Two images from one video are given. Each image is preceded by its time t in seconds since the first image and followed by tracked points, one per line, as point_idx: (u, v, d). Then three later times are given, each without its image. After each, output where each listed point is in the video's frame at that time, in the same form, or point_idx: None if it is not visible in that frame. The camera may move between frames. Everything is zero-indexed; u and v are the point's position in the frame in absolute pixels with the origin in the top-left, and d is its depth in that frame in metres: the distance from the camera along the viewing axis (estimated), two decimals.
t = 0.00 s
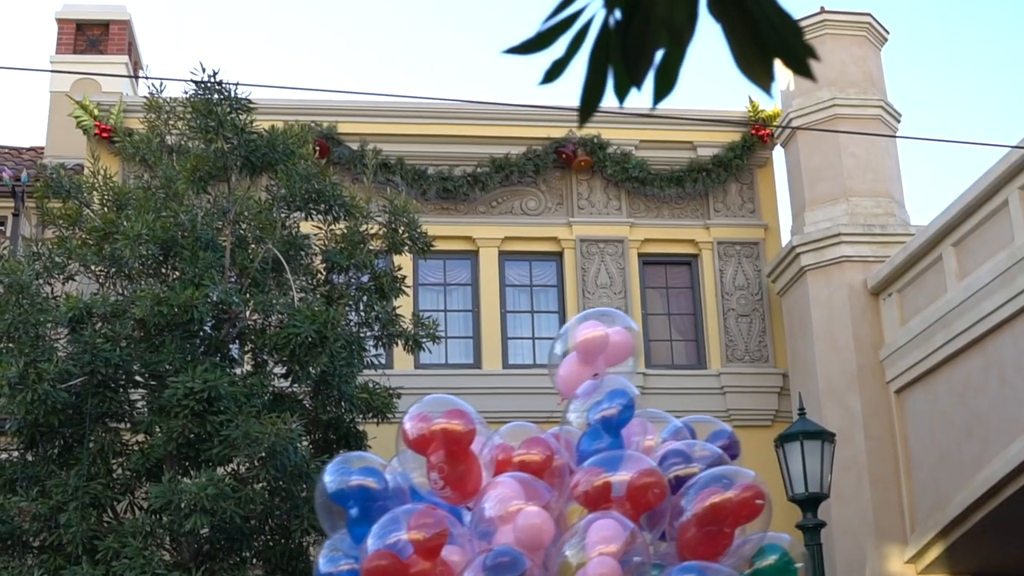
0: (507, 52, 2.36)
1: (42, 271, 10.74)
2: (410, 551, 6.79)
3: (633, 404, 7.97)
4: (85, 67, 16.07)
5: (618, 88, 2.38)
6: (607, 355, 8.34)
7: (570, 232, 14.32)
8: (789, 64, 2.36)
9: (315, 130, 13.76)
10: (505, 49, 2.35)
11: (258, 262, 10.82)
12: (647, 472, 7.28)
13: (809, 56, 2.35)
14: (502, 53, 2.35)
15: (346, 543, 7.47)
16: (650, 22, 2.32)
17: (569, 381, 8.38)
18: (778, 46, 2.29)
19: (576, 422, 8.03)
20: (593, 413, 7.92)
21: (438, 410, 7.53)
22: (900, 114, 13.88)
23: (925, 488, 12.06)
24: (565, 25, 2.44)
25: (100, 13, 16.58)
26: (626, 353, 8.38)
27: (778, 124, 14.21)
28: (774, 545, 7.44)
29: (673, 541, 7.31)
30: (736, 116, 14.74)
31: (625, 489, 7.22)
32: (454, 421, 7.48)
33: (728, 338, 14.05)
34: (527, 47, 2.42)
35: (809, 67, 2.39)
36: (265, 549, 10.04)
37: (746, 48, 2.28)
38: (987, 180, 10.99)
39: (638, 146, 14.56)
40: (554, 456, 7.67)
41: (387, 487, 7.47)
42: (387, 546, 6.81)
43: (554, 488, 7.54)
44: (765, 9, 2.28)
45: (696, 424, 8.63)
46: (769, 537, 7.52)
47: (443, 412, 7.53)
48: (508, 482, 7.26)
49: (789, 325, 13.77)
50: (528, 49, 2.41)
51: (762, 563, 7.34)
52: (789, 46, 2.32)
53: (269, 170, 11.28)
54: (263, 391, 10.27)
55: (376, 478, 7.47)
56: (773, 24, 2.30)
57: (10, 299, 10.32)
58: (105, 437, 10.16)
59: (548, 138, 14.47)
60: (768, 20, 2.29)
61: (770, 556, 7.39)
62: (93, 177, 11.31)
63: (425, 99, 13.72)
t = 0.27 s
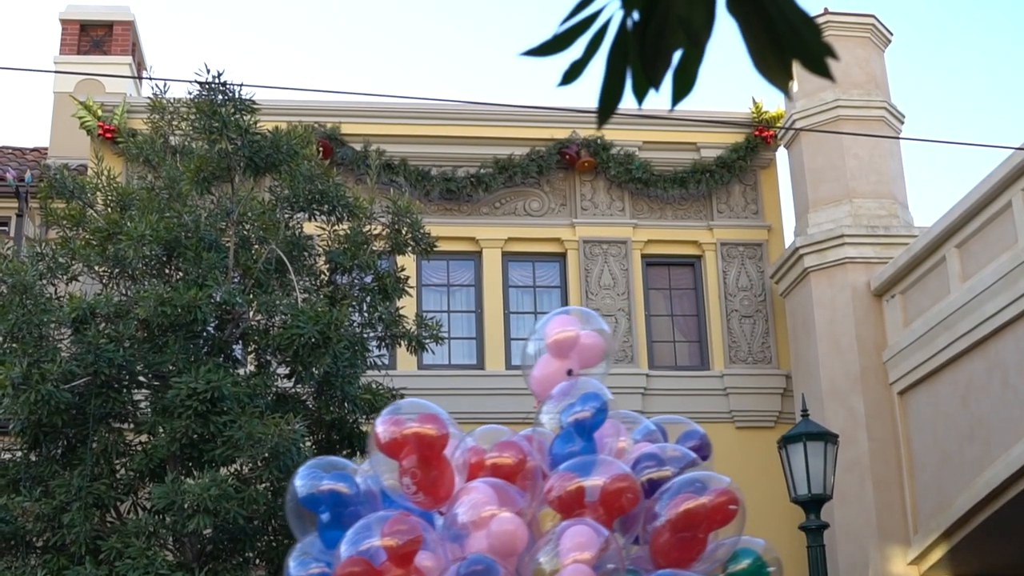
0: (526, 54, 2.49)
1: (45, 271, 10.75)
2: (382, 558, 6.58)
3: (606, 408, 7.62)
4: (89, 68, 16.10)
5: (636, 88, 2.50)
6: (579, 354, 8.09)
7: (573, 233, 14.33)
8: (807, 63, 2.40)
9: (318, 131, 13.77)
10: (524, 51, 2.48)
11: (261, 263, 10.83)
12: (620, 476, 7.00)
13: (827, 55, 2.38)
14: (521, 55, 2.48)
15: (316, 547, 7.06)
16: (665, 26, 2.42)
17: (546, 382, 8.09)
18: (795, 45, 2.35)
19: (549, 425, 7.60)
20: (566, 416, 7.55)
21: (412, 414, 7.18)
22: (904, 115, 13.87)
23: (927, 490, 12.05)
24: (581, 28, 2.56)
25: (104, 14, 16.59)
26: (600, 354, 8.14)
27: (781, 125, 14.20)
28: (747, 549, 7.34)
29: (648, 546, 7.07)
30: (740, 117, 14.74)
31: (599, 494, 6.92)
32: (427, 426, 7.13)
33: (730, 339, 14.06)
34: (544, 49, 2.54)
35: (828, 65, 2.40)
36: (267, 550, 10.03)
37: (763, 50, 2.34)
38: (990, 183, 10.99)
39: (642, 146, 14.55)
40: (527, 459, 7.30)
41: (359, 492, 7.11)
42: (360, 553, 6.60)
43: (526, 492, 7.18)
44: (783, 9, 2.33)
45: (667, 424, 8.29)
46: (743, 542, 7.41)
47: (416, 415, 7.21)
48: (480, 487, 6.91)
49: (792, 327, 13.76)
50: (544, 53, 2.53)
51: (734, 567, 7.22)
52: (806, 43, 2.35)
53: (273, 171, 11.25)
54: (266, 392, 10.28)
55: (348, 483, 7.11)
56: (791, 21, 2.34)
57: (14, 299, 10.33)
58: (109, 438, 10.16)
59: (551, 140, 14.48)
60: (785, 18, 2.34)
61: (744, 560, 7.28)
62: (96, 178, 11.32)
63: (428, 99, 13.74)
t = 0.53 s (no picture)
0: (530, 49, 2.58)
1: (44, 270, 10.75)
2: (349, 564, 6.31)
3: (574, 409, 7.31)
4: (88, 66, 16.11)
5: (636, 85, 2.62)
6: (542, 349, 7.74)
7: (572, 232, 14.32)
8: (807, 62, 2.51)
9: (318, 130, 13.78)
10: (527, 47, 2.57)
11: (260, 262, 10.83)
12: (589, 479, 6.78)
13: (827, 55, 2.49)
14: (525, 51, 2.57)
15: (281, 548, 6.89)
16: (668, 24, 2.51)
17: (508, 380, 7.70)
18: (793, 42, 2.46)
19: (517, 424, 7.24)
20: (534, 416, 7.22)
21: (380, 415, 6.90)
22: (903, 115, 13.88)
23: (926, 490, 12.06)
24: (583, 26, 2.62)
25: (104, 12, 16.57)
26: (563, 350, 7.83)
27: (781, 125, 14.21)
28: (716, 553, 7.16)
29: (615, 547, 6.93)
30: (739, 117, 14.75)
31: (567, 497, 6.68)
32: (396, 428, 6.87)
33: (729, 339, 14.06)
34: (549, 44, 2.61)
35: (827, 66, 2.51)
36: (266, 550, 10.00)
37: (763, 50, 2.46)
38: (989, 183, 10.99)
39: (641, 146, 14.56)
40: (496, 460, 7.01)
41: (326, 493, 6.91)
42: (326, 558, 6.33)
43: (493, 494, 6.88)
44: (784, 9, 2.45)
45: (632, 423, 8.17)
46: (711, 544, 7.23)
47: (385, 415, 6.93)
48: (449, 491, 6.68)
49: (791, 327, 13.76)
50: (548, 48, 2.60)
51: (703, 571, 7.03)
52: (807, 44, 2.47)
53: (272, 170, 11.25)
54: (265, 391, 10.29)
55: (315, 484, 6.92)
56: (792, 22, 2.46)
57: (13, 298, 10.33)
58: (108, 436, 10.15)
59: (551, 139, 14.49)
60: (787, 20, 2.46)
61: (711, 563, 7.09)
62: (96, 176, 11.33)
63: (428, 98, 13.73)
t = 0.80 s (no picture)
0: (521, 48, 2.61)
1: (44, 269, 10.75)
2: (317, 567, 6.08)
3: (546, 410, 7.14)
4: (88, 65, 16.13)
5: (626, 85, 2.67)
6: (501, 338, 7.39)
7: (573, 232, 14.32)
8: (798, 63, 2.57)
9: (319, 129, 13.76)
10: (516, 47, 2.59)
11: (261, 261, 10.83)
12: (559, 479, 6.49)
13: (817, 57, 2.55)
14: (514, 49, 2.59)
15: (250, 547, 6.66)
16: (658, 23, 2.57)
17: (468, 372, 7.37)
18: (784, 45, 2.50)
19: (487, 424, 7.08)
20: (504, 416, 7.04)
21: (349, 415, 6.65)
22: (904, 115, 13.87)
23: (926, 490, 12.05)
24: (574, 25, 2.66)
25: (104, 12, 16.58)
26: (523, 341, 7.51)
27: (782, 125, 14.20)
28: (687, 553, 6.85)
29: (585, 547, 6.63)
30: (740, 117, 14.76)
31: (537, 498, 6.39)
32: (364, 429, 6.61)
33: (730, 339, 14.06)
34: (539, 43, 2.64)
35: (817, 67, 2.58)
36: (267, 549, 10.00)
37: (754, 52, 2.50)
38: (989, 184, 11.00)
39: (642, 146, 14.57)
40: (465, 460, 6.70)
41: (295, 494, 6.66)
42: (294, 562, 6.10)
43: (462, 494, 6.59)
44: (775, 11, 2.48)
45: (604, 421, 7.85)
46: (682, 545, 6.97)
47: (354, 416, 6.67)
48: (418, 492, 6.41)
49: (792, 327, 13.74)
50: (538, 47, 2.63)
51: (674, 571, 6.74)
52: (798, 46, 2.52)
53: (273, 169, 11.25)
54: (265, 391, 10.30)
55: (284, 485, 6.67)
56: (785, 25, 2.50)
57: (14, 297, 10.34)
58: (108, 435, 10.15)
59: (552, 139, 14.50)
60: (780, 23, 2.49)
61: (682, 564, 6.78)
62: (97, 176, 11.34)
63: (429, 98, 13.73)
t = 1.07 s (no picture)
0: (510, 48, 2.62)
1: (43, 269, 10.75)
2: (285, 572, 6.03)
3: (515, 410, 7.04)
4: (87, 65, 16.13)
5: (615, 86, 2.70)
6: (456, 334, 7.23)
7: (572, 233, 14.32)
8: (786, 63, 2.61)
9: (319, 130, 13.76)
10: (507, 47, 2.61)
11: (260, 262, 10.82)
12: (529, 478, 6.41)
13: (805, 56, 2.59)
14: (505, 49, 2.61)
15: (219, 549, 6.61)
16: (648, 21, 2.61)
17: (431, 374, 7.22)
18: (773, 44, 2.54)
19: (455, 424, 6.98)
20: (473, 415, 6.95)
21: (318, 416, 6.60)
22: (904, 116, 13.88)
23: (926, 491, 12.05)
24: (562, 25, 2.67)
25: (105, 12, 16.61)
26: (479, 334, 7.36)
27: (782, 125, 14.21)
28: (656, 550, 6.77)
29: (554, 546, 6.52)
30: (740, 118, 14.76)
31: (507, 498, 6.31)
32: (333, 430, 6.55)
33: (729, 340, 14.05)
34: (528, 43, 2.66)
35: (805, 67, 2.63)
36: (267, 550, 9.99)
37: (744, 52, 2.54)
38: (989, 186, 11.00)
39: (641, 147, 14.57)
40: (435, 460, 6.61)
41: (264, 497, 6.63)
42: (262, 567, 6.04)
43: (432, 495, 6.48)
44: (763, 9, 2.52)
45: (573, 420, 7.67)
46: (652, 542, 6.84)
47: (323, 417, 6.62)
48: (388, 492, 6.34)
49: (792, 328, 13.74)
50: (528, 45, 2.64)
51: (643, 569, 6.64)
52: (788, 48, 2.56)
53: (273, 170, 11.27)
54: (264, 392, 10.29)
55: (252, 488, 6.64)
56: (774, 26, 2.54)
57: (13, 297, 10.35)
58: (107, 435, 10.13)
59: (551, 139, 14.49)
60: (770, 26, 2.54)
61: (651, 561, 6.70)
62: (96, 176, 11.34)
63: (429, 98, 13.75)
